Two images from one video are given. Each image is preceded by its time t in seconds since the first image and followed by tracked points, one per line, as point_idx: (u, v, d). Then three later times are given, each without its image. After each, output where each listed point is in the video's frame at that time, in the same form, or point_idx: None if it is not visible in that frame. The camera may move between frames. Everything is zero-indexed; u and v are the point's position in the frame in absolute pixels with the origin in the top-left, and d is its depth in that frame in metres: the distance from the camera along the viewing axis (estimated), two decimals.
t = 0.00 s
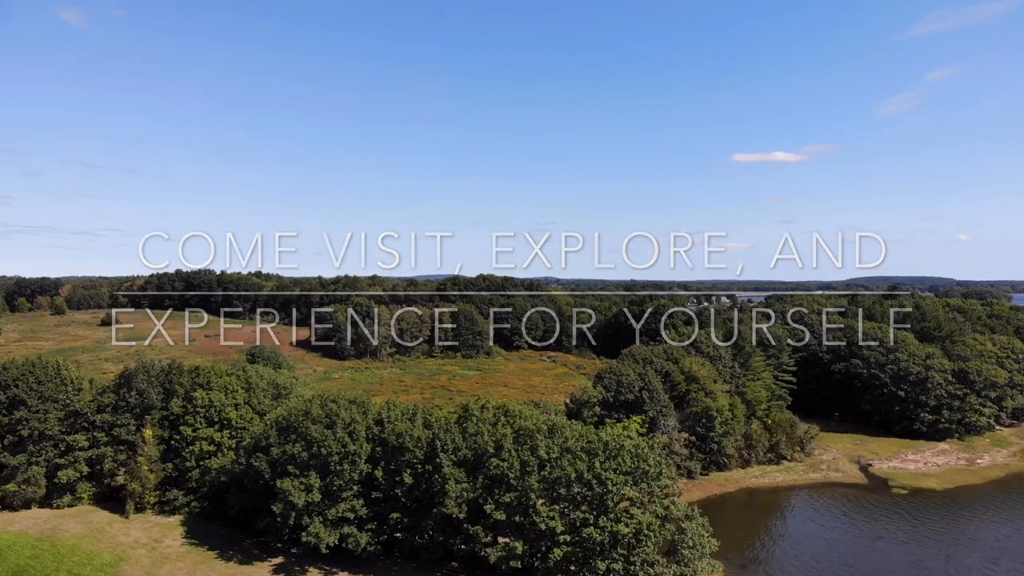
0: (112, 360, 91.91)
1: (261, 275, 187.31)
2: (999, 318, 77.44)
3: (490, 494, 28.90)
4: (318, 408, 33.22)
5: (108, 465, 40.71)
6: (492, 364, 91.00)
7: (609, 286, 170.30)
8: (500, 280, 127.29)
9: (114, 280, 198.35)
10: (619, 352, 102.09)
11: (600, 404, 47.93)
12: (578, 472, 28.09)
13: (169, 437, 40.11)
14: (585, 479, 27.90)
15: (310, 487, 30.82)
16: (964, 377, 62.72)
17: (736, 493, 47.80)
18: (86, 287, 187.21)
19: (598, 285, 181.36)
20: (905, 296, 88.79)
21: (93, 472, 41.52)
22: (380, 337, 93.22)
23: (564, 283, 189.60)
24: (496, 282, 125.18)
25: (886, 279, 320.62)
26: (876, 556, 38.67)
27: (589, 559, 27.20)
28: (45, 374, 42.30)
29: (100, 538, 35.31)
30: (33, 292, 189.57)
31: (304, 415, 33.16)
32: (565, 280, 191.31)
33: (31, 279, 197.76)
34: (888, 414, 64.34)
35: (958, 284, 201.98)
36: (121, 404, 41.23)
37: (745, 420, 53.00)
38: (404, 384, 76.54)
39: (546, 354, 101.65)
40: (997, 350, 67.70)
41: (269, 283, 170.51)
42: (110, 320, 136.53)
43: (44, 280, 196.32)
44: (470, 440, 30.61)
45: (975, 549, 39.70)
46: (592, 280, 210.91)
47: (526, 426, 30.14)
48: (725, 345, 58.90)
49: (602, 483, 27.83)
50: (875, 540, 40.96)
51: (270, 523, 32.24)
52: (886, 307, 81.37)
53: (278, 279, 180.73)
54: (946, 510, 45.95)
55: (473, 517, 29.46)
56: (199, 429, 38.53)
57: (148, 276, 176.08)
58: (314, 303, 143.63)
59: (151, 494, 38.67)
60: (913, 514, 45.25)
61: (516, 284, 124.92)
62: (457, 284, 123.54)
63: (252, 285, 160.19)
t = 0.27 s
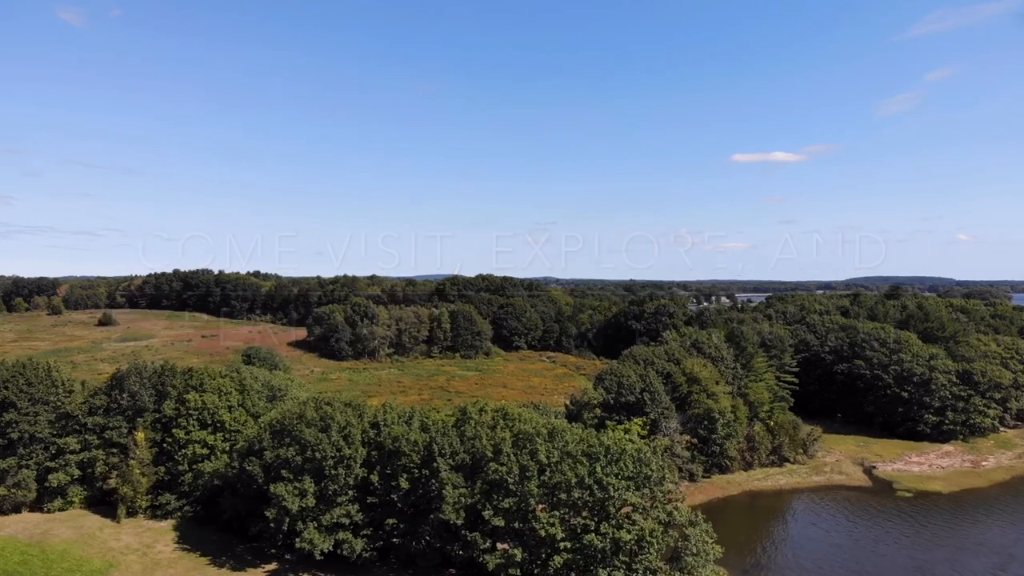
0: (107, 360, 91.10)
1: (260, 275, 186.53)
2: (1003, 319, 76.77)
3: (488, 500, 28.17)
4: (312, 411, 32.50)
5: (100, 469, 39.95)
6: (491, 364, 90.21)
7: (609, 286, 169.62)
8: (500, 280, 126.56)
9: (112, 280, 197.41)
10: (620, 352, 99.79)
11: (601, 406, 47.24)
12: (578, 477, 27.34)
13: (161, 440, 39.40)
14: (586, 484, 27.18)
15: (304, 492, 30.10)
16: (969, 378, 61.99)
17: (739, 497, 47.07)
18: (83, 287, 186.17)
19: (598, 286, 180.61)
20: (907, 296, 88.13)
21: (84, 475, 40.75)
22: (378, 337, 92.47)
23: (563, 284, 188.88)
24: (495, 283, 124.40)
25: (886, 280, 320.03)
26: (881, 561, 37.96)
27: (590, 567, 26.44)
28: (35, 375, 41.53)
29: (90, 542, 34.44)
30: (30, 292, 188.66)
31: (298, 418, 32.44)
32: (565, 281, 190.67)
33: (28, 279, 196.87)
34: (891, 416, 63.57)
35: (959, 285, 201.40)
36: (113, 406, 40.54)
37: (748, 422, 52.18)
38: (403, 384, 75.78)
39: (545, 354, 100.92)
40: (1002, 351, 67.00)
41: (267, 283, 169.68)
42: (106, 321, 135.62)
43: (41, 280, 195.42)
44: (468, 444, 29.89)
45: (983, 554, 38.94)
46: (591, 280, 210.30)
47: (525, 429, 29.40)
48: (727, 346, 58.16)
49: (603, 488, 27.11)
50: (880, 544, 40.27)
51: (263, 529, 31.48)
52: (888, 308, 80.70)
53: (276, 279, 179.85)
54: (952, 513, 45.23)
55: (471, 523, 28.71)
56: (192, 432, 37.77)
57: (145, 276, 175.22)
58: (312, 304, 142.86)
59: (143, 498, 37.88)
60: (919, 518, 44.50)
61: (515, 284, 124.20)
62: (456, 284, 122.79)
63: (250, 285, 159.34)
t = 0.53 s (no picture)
0: (103, 361, 90.30)
1: (258, 275, 185.75)
2: (1007, 319, 76.13)
3: (486, 506, 27.41)
4: (306, 414, 31.72)
5: (91, 472, 39.19)
6: (490, 365, 89.41)
7: (609, 286, 169.15)
8: (499, 280, 125.84)
9: (109, 280, 196.54)
10: (620, 352, 98.67)
11: (602, 408, 46.50)
12: (579, 483, 26.57)
13: (154, 443, 38.64)
14: (587, 490, 26.43)
15: (298, 497, 29.35)
16: (973, 379, 61.30)
17: (742, 500, 46.31)
18: (80, 287, 185.05)
19: (598, 285, 180.12)
20: (910, 296, 87.54)
21: (76, 479, 39.94)
22: (376, 338, 91.71)
23: (563, 284, 188.46)
24: (495, 283, 123.63)
25: (886, 280, 319.61)
26: (888, 566, 37.19)
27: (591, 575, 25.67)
28: (25, 377, 40.75)
29: (79, 548, 33.57)
30: (28, 292, 187.80)
31: (292, 422, 31.67)
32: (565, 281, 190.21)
33: (25, 279, 195.99)
34: (894, 417, 62.87)
35: (960, 285, 200.75)
36: (105, 408, 39.79)
37: (750, 424, 51.32)
38: (401, 385, 74.97)
39: (544, 355, 100.14)
40: (1006, 351, 66.33)
41: (266, 283, 168.85)
42: (103, 320, 134.71)
43: (39, 280, 194.51)
44: (466, 448, 29.17)
45: (992, 559, 38.13)
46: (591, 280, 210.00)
47: (524, 433, 28.63)
48: (729, 346, 57.39)
49: (604, 494, 26.37)
50: (886, 548, 39.56)
51: (256, 535, 30.71)
52: (891, 308, 79.99)
53: (274, 279, 179.19)
54: (958, 517, 44.46)
55: (469, 530, 27.94)
56: (184, 435, 37.02)
57: (143, 276, 174.37)
58: (311, 304, 142.06)
59: (134, 502, 37.06)
60: (925, 522, 43.73)
61: (515, 284, 123.48)
62: (455, 284, 122.02)
63: (249, 284, 158.55)
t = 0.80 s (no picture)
0: (99, 361, 89.48)
1: (256, 275, 185.00)
2: (1010, 319, 75.51)
3: (484, 511, 26.67)
4: (300, 417, 30.98)
5: (82, 476, 38.42)
6: (489, 365, 88.71)
7: (608, 286, 168.55)
8: (498, 280, 125.17)
9: (107, 280, 195.72)
10: (620, 353, 98.00)
11: (602, 409, 45.76)
12: (580, 488, 25.84)
13: (146, 446, 37.87)
14: (588, 495, 25.70)
15: (291, 503, 28.60)
16: (977, 380, 60.62)
17: (745, 503, 45.57)
18: (78, 287, 184.17)
19: (598, 285, 179.48)
20: (912, 296, 86.92)
21: (66, 482, 39.13)
22: (374, 338, 91.00)
23: (563, 284, 187.83)
24: (494, 282, 122.86)
25: (886, 280, 319.45)
26: (895, 570, 36.44)
27: None
28: (15, 378, 39.94)
29: (68, 553, 32.70)
30: (25, 292, 186.91)
31: (286, 425, 30.92)
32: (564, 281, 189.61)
33: (22, 279, 195.13)
34: (898, 419, 62.19)
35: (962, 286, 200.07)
36: (96, 410, 39.04)
37: (753, 425, 50.65)
38: (398, 386, 74.23)
39: (544, 355, 99.40)
40: (1010, 352, 65.69)
41: (264, 283, 168.04)
42: (100, 321, 133.81)
43: (36, 280, 193.63)
44: (464, 452, 28.45)
45: (1001, 563, 37.36)
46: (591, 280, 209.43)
47: (524, 437, 27.90)
48: (731, 347, 56.68)
49: (606, 499, 25.67)
50: (892, 553, 38.84)
51: (248, 541, 29.94)
52: (893, 308, 79.32)
53: (273, 279, 178.44)
54: (965, 520, 43.66)
55: (467, 537, 27.19)
56: (177, 438, 36.28)
57: (141, 276, 173.57)
58: (309, 303, 141.32)
59: (126, 507, 36.26)
60: (931, 525, 42.98)
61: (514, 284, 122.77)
62: (454, 284, 121.23)
63: (247, 284, 157.76)
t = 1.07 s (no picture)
0: (94, 362, 88.63)
1: (255, 275, 184.28)
2: (1014, 319, 74.86)
3: (482, 518, 25.92)
4: (294, 420, 30.23)
5: (73, 479, 37.62)
6: (488, 366, 88.02)
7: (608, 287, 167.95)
8: (497, 279, 124.50)
9: (105, 280, 194.96)
10: (620, 353, 97.34)
11: (603, 411, 45.02)
12: (581, 493, 25.08)
13: (137, 449, 37.08)
14: (589, 501, 24.94)
15: (284, 508, 27.85)
16: (982, 381, 59.91)
17: (748, 507, 44.81)
18: (75, 287, 183.38)
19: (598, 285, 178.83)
20: (915, 296, 86.26)
21: (57, 486, 38.31)
22: (372, 338, 90.28)
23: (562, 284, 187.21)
24: (493, 282, 122.14)
25: (885, 280, 319.21)
26: None
27: None
28: (5, 380, 39.18)
29: (57, 558, 31.80)
30: (22, 292, 186.11)
31: (279, 428, 30.18)
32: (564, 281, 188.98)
33: (20, 279, 194.44)
34: (901, 420, 61.51)
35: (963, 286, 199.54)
36: (86, 412, 38.25)
37: (755, 427, 49.93)
38: (397, 387, 73.48)
39: (543, 355, 98.67)
40: (1015, 352, 65.01)
41: (262, 282, 167.20)
42: (97, 321, 132.87)
43: (33, 280, 192.87)
44: (462, 456, 27.70)
45: (1010, 568, 36.58)
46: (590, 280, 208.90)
47: (524, 441, 27.16)
48: (733, 347, 55.95)
49: (608, 506, 24.95)
50: (899, 557, 38.07)
51: (240, 547, 29.08)
52: (896, 308, 78.69)
53: (271, 278, 177.70)
54: (972, 523, 42.85)
55: (464, 543, 26.43)
56: (169, 440, 35.53)
57: (138, 276, 172.81)
58: (307, 303, 140.59)
59: (116, 511, 35.43)
60: (938, 528, 42.20)
61: (514, 284, 122.09)
62: (453, 284, 120.48)
63: (245, 284, 157.01)
